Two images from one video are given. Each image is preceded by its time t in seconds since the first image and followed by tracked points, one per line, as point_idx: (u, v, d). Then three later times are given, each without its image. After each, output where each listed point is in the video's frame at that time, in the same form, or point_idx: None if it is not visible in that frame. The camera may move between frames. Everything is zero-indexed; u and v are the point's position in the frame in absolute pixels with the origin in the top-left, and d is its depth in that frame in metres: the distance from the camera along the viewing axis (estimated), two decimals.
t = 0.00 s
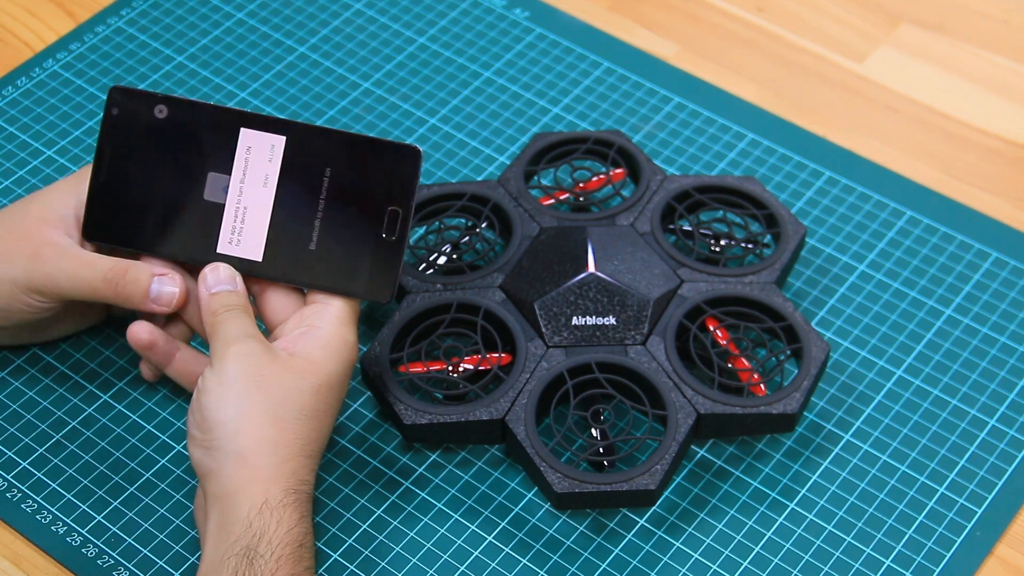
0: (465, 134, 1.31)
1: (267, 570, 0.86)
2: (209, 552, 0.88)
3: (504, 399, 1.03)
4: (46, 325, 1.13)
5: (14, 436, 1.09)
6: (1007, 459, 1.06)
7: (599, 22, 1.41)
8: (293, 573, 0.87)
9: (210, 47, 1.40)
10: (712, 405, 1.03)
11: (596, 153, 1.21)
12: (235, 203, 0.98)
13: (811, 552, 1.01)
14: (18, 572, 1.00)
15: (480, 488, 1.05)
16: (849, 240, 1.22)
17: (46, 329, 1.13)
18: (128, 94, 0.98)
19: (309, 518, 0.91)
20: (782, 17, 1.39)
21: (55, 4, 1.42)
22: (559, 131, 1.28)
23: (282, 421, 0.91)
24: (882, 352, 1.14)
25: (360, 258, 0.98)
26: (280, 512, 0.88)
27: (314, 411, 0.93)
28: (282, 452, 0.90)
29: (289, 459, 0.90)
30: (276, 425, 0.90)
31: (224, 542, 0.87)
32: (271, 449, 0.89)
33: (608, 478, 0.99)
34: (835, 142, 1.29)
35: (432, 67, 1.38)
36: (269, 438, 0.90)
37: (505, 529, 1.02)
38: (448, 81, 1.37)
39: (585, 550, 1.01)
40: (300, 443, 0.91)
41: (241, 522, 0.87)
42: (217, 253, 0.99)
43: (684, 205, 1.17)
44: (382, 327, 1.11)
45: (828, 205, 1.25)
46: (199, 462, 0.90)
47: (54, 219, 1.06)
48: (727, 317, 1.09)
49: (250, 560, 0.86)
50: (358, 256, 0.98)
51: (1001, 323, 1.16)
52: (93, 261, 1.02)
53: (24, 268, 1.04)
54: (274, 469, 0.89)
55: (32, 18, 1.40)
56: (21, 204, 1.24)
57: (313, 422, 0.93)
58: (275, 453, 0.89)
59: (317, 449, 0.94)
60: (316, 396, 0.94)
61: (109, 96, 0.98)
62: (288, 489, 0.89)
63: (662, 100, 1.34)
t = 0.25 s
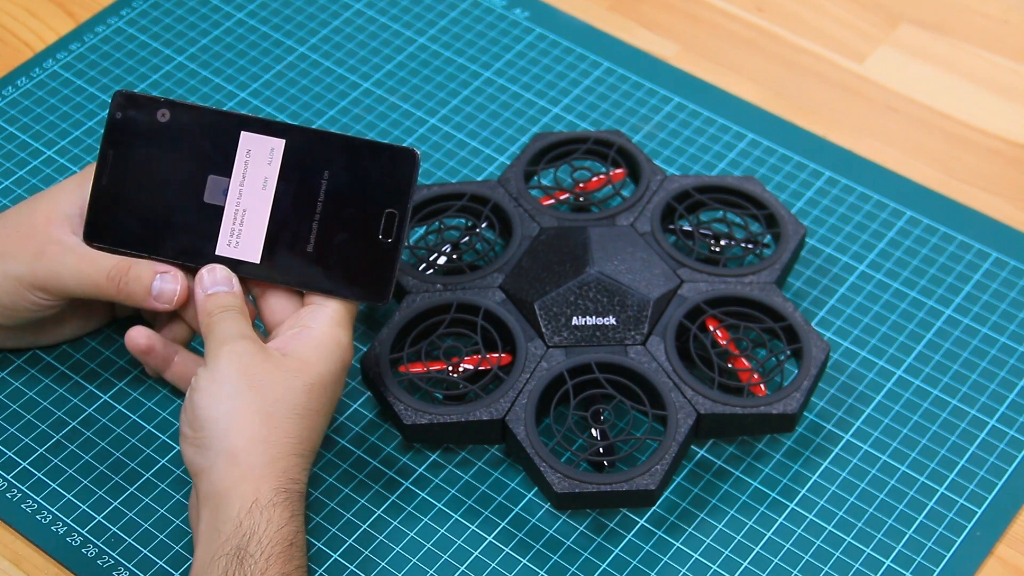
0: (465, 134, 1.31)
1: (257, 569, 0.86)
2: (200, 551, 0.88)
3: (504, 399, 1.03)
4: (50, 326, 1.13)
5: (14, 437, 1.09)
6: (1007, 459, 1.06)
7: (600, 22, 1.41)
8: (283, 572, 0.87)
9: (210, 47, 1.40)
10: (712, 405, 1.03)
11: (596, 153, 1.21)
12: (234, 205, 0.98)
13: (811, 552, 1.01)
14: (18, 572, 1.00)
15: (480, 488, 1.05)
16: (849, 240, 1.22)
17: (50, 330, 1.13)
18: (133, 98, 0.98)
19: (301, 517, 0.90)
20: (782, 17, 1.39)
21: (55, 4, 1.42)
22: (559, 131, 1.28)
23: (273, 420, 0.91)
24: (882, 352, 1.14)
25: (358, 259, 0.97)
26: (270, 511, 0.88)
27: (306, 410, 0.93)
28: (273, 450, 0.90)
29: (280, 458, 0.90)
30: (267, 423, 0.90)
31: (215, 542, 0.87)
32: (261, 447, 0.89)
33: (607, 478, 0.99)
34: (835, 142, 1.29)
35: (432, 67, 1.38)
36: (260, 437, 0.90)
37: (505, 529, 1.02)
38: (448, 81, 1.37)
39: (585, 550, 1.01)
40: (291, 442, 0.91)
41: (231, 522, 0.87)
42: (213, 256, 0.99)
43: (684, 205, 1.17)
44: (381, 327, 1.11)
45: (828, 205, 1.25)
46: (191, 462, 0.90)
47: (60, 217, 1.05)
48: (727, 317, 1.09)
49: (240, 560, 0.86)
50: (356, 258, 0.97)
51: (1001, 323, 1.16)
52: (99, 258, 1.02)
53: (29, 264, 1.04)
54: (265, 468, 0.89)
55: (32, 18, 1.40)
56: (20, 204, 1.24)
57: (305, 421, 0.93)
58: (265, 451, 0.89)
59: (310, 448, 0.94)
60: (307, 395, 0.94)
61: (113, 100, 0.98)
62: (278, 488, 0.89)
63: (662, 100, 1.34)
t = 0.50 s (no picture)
0: (465, 134, 1.31)
1: (257, 569, 0.85)
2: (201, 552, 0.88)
3: (504, 399, 1.03)
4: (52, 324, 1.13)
5: (14, 436, 1.09)
6: (1007, 459, 1.06)
7: (599, 23, 1.41)
8: (284, 572, 0.87)
9: (210, 47, 1.40)
10: (712, 405, 1.03)
11: (596, 153, 1.21)
12: (234, 206, 0.98)
13: (811, 552, 1.01)
14: (18, 572, 1.00)
15: (480, 488, 1.05)
16: (849, 240, 1.22)
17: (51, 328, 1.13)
18: (132, 98, 0.97)
19: (301, 518, 0.90)
20: (782, 17, 1.39)
21: (55, 4, 1.42)
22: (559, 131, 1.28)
23: (274, 419, 0.91)
24: (882, 352, 1.14)
25: (357, 260, 0.98)
26: (271, 510, 0.88)
27: (307, 410, 0.93)
28: (273, 450, 0.90)
29: (280, 457, 0.90)
30: (267, 423, 0.90)
31: (216, 542, 0.87)
32: (262, 447, 0.89)
33: (607, 478, 0.99)
34: (835, 142, 1.29)
35: (432, 67, 1.38)
36: (260, 437, 0.90)
37: (505, 529, 1.02)
38: (448, 81, 1.37)
39: (585, 550, 1.01)
40: (291, 441, 0.91)
41: (231, 521, 0.87)
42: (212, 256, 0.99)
43: (684, 205, 1.17)
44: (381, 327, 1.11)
45: (828, 205, 1.25)
46: (192, 462, 0.91)
47: (60, 218, 1.05)
48: (727, 317, 1.09)
49: (240, 560, 0.86)
50: (355, 258, 0.97)
51: (1001, 323, 1.16)
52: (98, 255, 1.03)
53: (29, 265, 1.04)
54: (265, 467, 0.89)
55: (32, 19, 1.40)
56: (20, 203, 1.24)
57: (306, 421, 0.93)
58: (265, 450, 0.89)
59: (310, 448, 0.94)
60: (308, 395, 0.94)
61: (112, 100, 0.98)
62: (279, 487, 0.89)
63: (662, 100, 1.34)
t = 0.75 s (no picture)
0: (464, 134, 1.31)
1: (260, 570, 0.85)
2: (203, 552, 0.88)
3: (504, 399, 1.03)
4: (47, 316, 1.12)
5: (14, 436, 1.09)
6: (1007, 459, 1.06)
7: (600, 23, 1.41)
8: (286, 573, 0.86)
9: (210, 47, 1.40)
10: (712, 405, 1.03)
11: (596, 153, 1.21)
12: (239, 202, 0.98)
13: (812, 552, 1.01)
14: (18, 572, 1.00)
15: (480, 488, 1.05)
16: (849, 240, 1.22)
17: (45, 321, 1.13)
18: (138, 95, 0.99)
19: (303, 518, 0.90)
20: (782, 17, 1.39)
21: (55, 4, 1.42)
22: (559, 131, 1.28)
23: (276, 420, 0.91)
24: (882, 352, 1.14)
25: (363, 256, 0.98)
26: (273, 511, 0.88)
27: (309, 411, 0.93)
28: (276, 451, 0.90)
29: (282, 458, 0.90)
30: (270, 423, 0.90)
31: (218, 543, 0.87)
32: (264, 448, 0.89)
33: (607, 478, 0.99)
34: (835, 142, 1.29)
35: (432, 67, 1.38)
36: (262, 437, 0.90)
37: (505, 529, 1.02)
38: (448, 81, 1.37)
39: (585, 550, 1.01)
40: (294, 442, 0.91)
41: (234, 522, 0.87)
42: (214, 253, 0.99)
43: (684, 205, 1.17)
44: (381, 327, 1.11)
45: (828, 205, 1.25)
46: (194, 462, 0.90)
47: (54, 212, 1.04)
48: (727, 317, 1.09)
49: (242, 561, 0.85)
50: (361, 254, 0.98)
51: (1001, 323, 1.16)
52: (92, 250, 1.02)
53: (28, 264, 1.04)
54: (267, 468, 0.89)
55: (32, 19, 1.40)
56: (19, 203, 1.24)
57: (307, 421, 0.93)
58: (268, 451, 0.89)
59: (312, 449, 0.94)
60: (310, 395, 0.94)
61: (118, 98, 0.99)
62: (281, 488, 0.89)
63: (662, 100, 1.34)
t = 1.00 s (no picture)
0: (465, 134, 1.31)
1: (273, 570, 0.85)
2: (216, 548, 0.88)
3: (504, 399, 1.03)
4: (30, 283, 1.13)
5: (14, 436, 1.09)
6: (1007, 459, 1.06)
7: (600, 23, 1.41)
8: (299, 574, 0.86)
9: (210, 47, 1.40)
10: (712, 405, 1.03)
11: (596, 153, 1.21)
12: (269, 194, 0.99)
13: (811, 552, 1.01)
14: (18, 572, 1.00)
15: (480, 488, 1.05)
16: (849, 240, 1.22)
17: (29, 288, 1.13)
18: (174, 87, 1.01)
19: (317, 518, 0.90)
20: (782, 17, 1.39)
21: (55, 4, 1.42)
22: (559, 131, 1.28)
23: (294, 418, 0.91)
24: (882, 352, 1.14)
25: (391, 252, 0.98)
26: (286, 510, 0.87)
27: (328, 410, 0.93)
28: (292, 449, 0.90)
29: (298, 457, 0.90)
30: (288, 421, 0.90)
31: (231, 540, 0.87)
32: (281, 446, 0.89)
33: (607, 478, 0.99)
34: (835, 142, 1.29)
35: (432, 67, 1.38)
36: (279, 435, 0.89)
37: (505, 529, 1.02)
38: (448, 81, 1.37)
39: (585, 550, 1.01)
40: (311, 441, 0.91)
41: (248, 520, 0.87)
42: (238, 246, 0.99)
43: (684, 205, 1.17)
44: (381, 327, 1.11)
45: (828, 205, 1.25)
46: (213, 458, 0.90)
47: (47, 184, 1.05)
48: (727, 317, 1.09)
49: (255, 560, 0.85)
50: (391, 249, 0.98)
51: (1000, 323, 1.16)
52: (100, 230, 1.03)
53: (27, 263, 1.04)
54: (282, 466, 0.89)
55: (33, 19, 1.40)
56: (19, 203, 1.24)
57: (325, 419, 0.93)
58: (284, 450, 0.89)
59: (329, 447, 0.94)
60: (329, 394, 0.93)
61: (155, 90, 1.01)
62: (295, 486, 0.89)
63: (662, 100, 1.34)
